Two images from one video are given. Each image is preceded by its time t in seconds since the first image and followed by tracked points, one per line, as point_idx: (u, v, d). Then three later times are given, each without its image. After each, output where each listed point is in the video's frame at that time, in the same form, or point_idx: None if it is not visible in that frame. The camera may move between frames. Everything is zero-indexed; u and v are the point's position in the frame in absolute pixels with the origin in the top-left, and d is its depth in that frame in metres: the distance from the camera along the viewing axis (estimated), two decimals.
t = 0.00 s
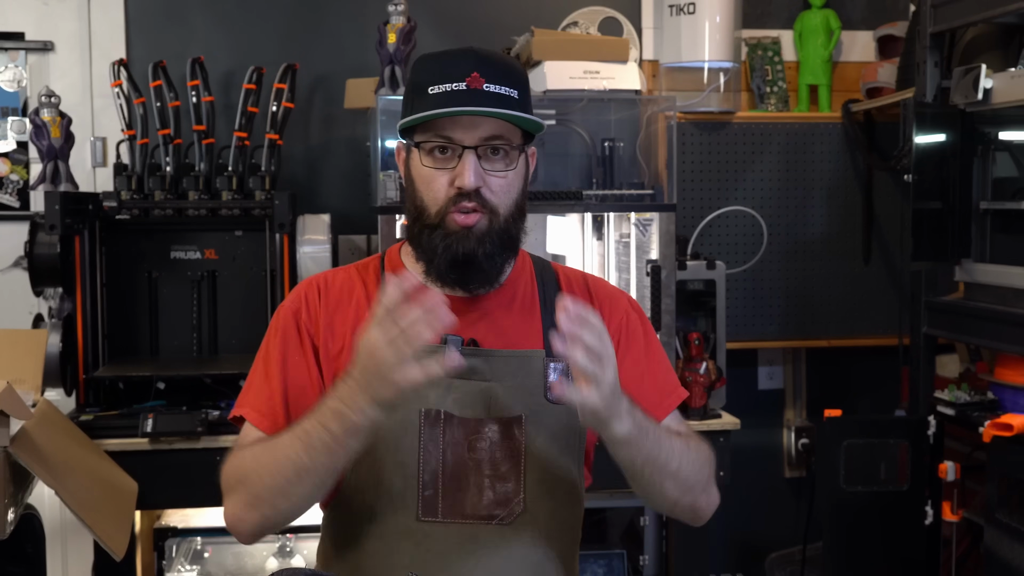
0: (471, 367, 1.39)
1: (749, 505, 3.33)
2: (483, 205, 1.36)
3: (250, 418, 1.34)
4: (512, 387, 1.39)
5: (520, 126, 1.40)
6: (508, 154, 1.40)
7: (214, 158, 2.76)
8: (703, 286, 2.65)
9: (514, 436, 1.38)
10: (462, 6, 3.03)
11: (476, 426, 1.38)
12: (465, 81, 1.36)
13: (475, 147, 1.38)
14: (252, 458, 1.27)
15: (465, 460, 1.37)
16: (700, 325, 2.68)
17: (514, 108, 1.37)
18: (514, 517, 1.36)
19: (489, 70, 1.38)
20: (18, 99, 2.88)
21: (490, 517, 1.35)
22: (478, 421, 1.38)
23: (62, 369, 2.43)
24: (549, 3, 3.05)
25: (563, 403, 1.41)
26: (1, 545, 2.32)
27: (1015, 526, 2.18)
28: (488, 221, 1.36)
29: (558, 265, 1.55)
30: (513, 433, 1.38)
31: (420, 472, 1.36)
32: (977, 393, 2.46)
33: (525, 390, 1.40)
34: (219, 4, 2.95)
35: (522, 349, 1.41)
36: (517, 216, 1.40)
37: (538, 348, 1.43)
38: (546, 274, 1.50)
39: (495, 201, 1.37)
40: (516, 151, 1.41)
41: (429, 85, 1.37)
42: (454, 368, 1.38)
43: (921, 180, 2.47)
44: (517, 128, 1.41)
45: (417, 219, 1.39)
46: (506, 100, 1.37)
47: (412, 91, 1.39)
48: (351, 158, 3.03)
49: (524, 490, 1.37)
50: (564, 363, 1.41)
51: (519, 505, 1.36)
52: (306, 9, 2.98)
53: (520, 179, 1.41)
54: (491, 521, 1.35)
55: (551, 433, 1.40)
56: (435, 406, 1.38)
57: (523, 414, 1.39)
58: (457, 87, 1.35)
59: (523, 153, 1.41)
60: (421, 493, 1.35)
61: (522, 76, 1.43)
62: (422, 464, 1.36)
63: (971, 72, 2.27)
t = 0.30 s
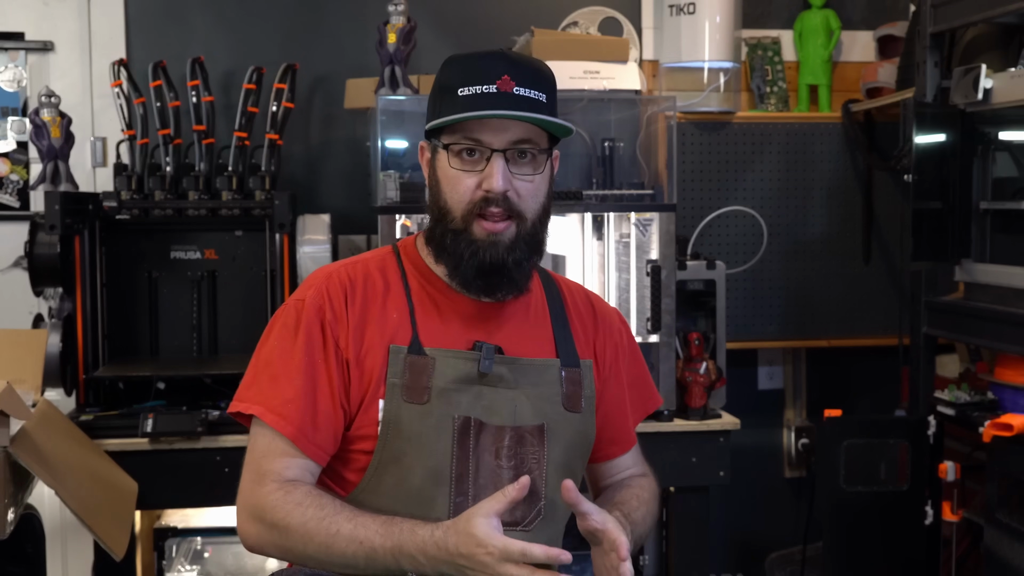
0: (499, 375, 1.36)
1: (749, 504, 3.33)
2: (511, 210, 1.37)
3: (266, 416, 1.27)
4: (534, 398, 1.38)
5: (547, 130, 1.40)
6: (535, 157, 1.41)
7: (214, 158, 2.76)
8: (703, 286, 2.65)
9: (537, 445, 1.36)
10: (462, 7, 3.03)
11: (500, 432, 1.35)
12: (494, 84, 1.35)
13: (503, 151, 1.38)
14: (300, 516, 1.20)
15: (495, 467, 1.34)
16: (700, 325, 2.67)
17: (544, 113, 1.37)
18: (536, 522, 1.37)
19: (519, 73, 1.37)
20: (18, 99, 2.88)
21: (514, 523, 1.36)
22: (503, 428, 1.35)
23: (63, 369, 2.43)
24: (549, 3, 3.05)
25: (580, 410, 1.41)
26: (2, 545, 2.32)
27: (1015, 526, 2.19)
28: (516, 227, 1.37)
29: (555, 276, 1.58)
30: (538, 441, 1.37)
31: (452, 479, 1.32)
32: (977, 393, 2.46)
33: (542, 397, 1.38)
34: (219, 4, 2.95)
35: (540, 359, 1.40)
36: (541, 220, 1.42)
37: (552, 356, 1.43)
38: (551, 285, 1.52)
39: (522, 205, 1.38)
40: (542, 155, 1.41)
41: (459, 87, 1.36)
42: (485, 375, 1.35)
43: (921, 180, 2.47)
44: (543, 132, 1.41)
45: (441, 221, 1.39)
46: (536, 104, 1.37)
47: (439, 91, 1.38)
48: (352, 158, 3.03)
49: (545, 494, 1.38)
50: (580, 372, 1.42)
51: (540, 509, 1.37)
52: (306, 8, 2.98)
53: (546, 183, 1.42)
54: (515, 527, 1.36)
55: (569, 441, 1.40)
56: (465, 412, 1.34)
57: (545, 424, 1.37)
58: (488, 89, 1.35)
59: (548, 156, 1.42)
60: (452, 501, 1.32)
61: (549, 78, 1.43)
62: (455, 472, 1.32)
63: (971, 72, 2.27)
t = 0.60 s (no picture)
0: (496, 370, 1.38)
1: (749, 504, 3.33)
2: (498, 205, 1.38)
3: (262, 414, 1.23)
4: (529, 390, 1.40)
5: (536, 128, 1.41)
6: (524, 155, 1.42)
7: (214, 158, 2.77)
8: (703, 286, 2.65)
9: (536, 439, 1.38)
10: (462, 7, 3.03)
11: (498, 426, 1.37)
12: (484, 81, 1.36)
13: (492, 146, 1.39)
14: (294, 512, 1.15)
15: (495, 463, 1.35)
16: (700, 325, 2.67)
17: (534, 111, 1.37)
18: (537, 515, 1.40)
19: (510, 71, 1.38)
20: (18, 99, 2.88)
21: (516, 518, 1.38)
22: (502, 422, 1.37)
23: (63, 369, 2.43)
24: (549, 4, 3.05)
25: (574, 404, 1.43)
26: (2, 545, 2.32)
27: (1015, 526, 2.19)
28: (503, 221, 1.39)
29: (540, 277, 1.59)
30: (536, 436, 1.39)
31: (454, 475, 1.33)
32: (977, 393, 2.46)
33: (538, 391, 1.40)
34: (219, 4, 2.95)
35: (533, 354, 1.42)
36: (528, 217, 1.43)
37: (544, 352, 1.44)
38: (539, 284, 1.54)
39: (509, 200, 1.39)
40: (531, 153, 1.42)
41: (449, 83, 1.36)
42: (482, 370, 1.37)
43: (921, 180, 2.47)
44: (533, 129, 1.42)
45: (429, 216, 1.40)
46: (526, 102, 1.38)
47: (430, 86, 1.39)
48: (352, 158, 3.03)
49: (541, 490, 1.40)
50: (572, 366, 1.44)
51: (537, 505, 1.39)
52: (306, 8, 2.98)
53: (534, 180, 1.43)
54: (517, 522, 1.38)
55: (566, 434, 1.42)
56: (463, 408, 1.36)
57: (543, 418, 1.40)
58: (477, 86, 1.35)
59: (537, 154, 1.43)
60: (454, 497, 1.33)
61: (541, 77, 1.43)
62: (456, 468, 1.33)
63: (970, 72, 2.27)
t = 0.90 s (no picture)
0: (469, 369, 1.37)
1: (749, 504, 3.33)
2: (480, 199, 1.33)
3: (235, 419, 1.26)
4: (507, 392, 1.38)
5: (520, 123, 1.39)
6: (507, 149, 1.39)
7: (214, 158, 2.76)
8: (703, 286, 2.65)
9: (512, 438, 1.36)
10: (462, 7, 3.03)
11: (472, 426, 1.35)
12: (471, 74, 1.33)
13: (477, 140, 1.36)
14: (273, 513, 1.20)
15: (467, 460, 1.34)
16: (700, 325, 2.67)
17: (520, 105, 1.35)
18: (514, 516, 1.34)
19: (498, 66, 1.36)
20: (18, 99, 2.88)
21: (490, 518, 1.33)
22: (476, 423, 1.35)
23: (63, 369, 2.43)
24: (549, 4, 3.05)
25: (557, 401, 1.39)
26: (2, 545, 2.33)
27: (1015, 526, 2.19)
28: (485, 217, 1.34)
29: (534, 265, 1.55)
30: (512, 435, 1.36)
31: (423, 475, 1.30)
32: (977, 393, 2.46)
33: (516, 390, 1.38)
34: (219, 4, 2.95)
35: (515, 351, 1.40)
36: (511, 213, 1.38)
37: (528, 348, 1.42)
38: (528, 274, 1.51)
39: (491, 194, 1.35)
40: (514, 147, 1.40)
41: (435, 76, 1.34)
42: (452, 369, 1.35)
43: (922, 180, 2.47)
44: (518, 124, 1.39)
45: (412, 211, 1.37)
46: (512, 97, 1.36)
47: (415, 78, 1.37)
48: (351, 158, 3.03)
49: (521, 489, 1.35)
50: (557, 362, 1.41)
51: (516, 505, 1.34)
52: (306, 8, 2.98)
53: (517, 176, 1.39)
54: (491, 522, 1.32)
55: (543, 434, 1.38)
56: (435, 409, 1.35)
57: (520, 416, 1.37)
58: (463, 79, 1.33)
59: (519, 148, 1.40)
60: (423, 498, 1.30)
61: (528, 75, 1.41)
62: (424, 467, 1.31)
63: (971, 72, 2.27)
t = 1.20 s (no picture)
0: (454, 375, 1.35)
1: (749, 504, 3.33)
2: (495, 222, 1.33)
3: (223, 428, 1.28)
4: (495, 397, 1.35)
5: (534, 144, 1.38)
6: (520, 170, 1.37)
7: (214, 158, 2.76)
8: (703, 286, 2.65)
9: (498, 445, 1.34)
10: (462, 6, 3.03)
11: (461, 434, 1.33)
12: (492, 93, 1.32)
13: (496, 162, 1.34)
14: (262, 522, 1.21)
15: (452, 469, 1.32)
16: (700, 325, 2.67)
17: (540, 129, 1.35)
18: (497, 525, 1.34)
19: (516, 85, 1.35)
20: (18, 99, 2.88)
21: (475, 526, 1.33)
22: (463, 431, 1.33)
23: (63, 369, 2.44)
24: (548, 4, 3.05)
25: (546, 410, 1.37)
26: (2, 545, 2.32)
27: (1015, 526, 2.19)
28: (497, 238, 1.34)
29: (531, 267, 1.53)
30: (497, 442, 1.34)
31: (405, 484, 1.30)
32: (977, 393, 2.46)
33: (505, 397, 1.36)
34: (219, 4, 2.95)
35: (503, 358, 1.38)
36: (517, 230, 1.39)
37: (518, 355, 1.40)
38: (523, 276, 1.49)
39: (504, 216, 1.35)
40: (527, 169, 1.38)
41: (453, 91, 1.31)
42: (437, 377, 1.34)
43: (922, 180, 2.47)
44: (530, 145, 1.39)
45: (420, 228, 1.35)
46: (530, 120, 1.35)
47: (431, 91, 1.33)
48: (351, 158, 3.03)
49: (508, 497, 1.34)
50: (546, 370, 1.40)
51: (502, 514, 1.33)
52: (307, 8, 2.98)
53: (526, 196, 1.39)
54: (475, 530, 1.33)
55: (536, 440, 1.37)
56: (419, 415, 1.32)
57: (508, 424, 1.35)
58: (485, 98, 1.31)
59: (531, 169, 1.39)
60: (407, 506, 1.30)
61: (539, 93, 1.40)
62: (408, 476, 1.30)
63: (971, 72, 2.27)
